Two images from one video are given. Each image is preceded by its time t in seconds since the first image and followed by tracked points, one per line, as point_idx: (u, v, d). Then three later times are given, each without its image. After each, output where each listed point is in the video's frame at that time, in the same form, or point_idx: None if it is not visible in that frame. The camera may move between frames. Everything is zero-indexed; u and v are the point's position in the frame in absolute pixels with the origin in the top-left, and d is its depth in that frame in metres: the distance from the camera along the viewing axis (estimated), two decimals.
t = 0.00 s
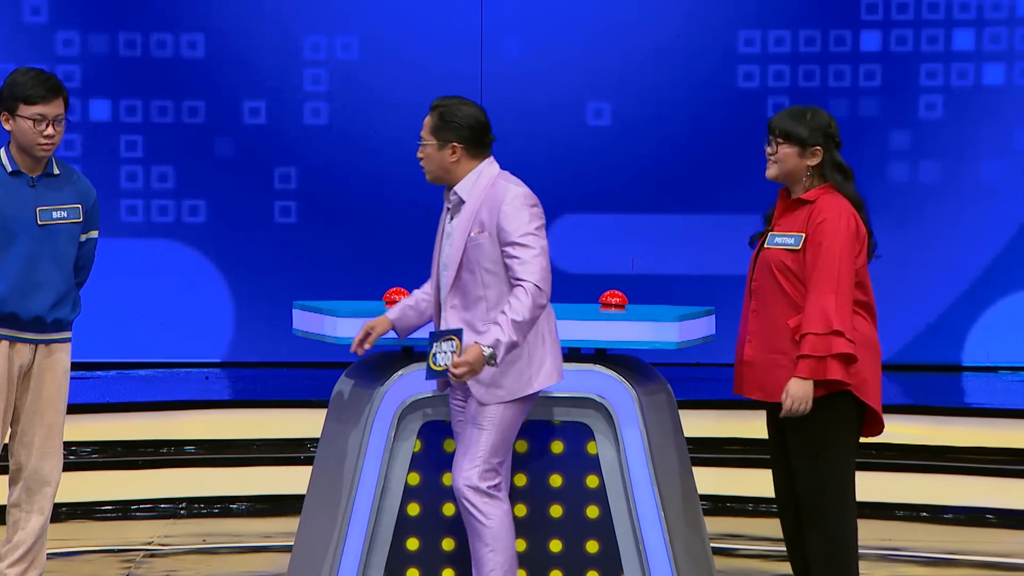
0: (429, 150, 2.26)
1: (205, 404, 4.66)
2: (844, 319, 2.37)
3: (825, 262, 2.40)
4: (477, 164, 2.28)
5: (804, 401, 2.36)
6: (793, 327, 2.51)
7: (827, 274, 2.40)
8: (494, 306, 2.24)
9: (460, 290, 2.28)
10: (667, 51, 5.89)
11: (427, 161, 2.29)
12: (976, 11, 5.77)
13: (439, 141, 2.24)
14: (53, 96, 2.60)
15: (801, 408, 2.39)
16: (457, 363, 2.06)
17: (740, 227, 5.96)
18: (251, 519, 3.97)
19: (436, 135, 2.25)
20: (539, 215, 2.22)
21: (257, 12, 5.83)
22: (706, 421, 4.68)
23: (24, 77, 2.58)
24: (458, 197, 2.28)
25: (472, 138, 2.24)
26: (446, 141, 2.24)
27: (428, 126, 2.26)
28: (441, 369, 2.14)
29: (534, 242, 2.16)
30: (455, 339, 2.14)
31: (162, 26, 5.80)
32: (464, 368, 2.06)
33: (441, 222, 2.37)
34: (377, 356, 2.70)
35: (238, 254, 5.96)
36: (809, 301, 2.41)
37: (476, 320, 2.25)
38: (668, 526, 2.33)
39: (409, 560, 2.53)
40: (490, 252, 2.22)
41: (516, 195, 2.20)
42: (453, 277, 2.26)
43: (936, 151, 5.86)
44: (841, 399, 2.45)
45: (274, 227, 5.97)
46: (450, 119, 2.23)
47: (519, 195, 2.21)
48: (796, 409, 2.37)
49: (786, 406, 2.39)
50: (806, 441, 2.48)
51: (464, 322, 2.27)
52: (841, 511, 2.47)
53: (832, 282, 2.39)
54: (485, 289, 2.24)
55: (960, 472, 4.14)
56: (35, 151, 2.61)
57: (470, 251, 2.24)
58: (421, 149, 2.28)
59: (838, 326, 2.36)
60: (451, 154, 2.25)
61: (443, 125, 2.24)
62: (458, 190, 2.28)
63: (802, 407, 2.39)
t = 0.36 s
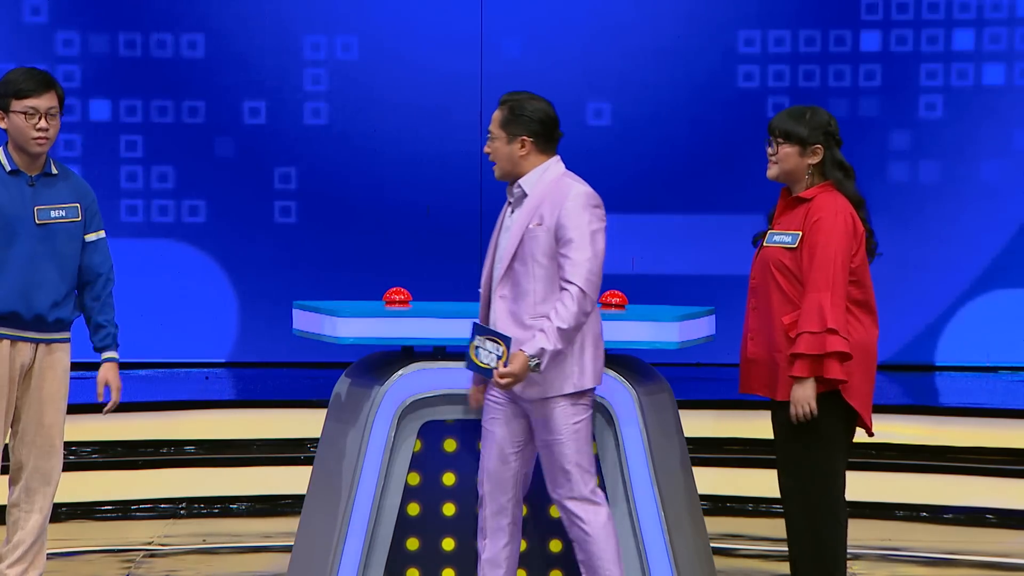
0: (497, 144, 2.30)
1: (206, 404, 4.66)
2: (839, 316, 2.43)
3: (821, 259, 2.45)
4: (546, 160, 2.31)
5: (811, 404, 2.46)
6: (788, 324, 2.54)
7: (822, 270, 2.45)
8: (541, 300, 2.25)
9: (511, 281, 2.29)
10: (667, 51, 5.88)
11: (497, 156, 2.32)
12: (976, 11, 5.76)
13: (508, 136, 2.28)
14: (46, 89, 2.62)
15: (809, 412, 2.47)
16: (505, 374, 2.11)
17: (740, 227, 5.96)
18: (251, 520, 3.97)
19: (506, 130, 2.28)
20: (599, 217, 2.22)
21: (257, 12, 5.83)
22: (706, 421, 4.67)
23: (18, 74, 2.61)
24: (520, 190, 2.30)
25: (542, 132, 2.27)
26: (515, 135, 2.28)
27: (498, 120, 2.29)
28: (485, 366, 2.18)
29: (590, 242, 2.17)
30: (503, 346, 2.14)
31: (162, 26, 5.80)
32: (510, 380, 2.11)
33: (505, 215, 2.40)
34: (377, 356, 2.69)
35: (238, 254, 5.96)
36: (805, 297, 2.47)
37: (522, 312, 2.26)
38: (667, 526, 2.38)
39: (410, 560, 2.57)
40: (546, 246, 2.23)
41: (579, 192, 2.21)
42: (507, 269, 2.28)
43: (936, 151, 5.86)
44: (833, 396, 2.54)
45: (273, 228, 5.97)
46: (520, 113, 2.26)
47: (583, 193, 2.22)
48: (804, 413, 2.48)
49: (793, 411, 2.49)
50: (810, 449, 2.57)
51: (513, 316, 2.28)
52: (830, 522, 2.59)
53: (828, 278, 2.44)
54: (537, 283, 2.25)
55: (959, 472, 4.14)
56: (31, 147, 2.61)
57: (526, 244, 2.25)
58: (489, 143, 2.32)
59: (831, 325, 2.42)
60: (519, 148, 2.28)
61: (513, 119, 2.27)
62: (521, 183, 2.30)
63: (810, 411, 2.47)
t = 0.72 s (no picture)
0: (527, 142, 2.38)
1: (206, 404, 4.66)
2: (839, 317, 2.43)
3: (822, 259, 2.46)
4: (573, 160, 2.39)
5: (805, 404, 2.47)
6: (787, 323, 2.54)
7: (823, 271, 2.45)
8: (577, 302, 2.32)
9: (546, 284, 2.36)
10: (667, 51, 5.88)
11: (526, 154, 2.40)
12: (976, 11, 5.76)
13: (538, 134, 2.36)
14: (51, 85, 2.63)
15: (806, 412, 2.48)
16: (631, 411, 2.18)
17: (739, 227, 5.96)
18: (251, 520, 3.97)
19: (536, 129, 2.36)
20: (632, 218, 2.31)
21: (257, 12, 5.84)
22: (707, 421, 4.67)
23: (23, 74, 2.63)
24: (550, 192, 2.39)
25: (571, 132, 2.36)
26: (545, 133, 2.35)
27: (527, 119, 2.37)
28: (602, 414, 2.19)
29: (627, 244, 2.27)
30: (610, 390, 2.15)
31: (163, 26, 5.80)
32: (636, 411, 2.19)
33: (530, 218, 2.47)
34: (377, 356, 2.69)
35: (238, 254, 5.96)
36: (805, 297, 2.47)
37: (559, 314, 2.33)
38: (667, 525, 2.46)
39: (409, 561, 2.57)
40: (581, 248, 2.32)
41: (611, 194, 2.30)
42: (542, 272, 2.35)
43: (936, 151, 5.85)
44: (832, 397, 2.54)
45: (273, 228, 5.97)
46: (550, 112, 2.34)
47: (615, 195, 2.31)
48: (801, 414, 2.48)
49: (791, 412, 2.50)
50: (814, 447, 2.56)
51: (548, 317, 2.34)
52: (835, 519, 2.58)
53: (828, 278, 2.44)
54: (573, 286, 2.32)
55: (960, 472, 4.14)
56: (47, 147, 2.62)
57: (560, 246, 2.33)
58: (519, 141, 2.40)
59: (830, 325, 2.42)
60: (548, 147, 2.36)
61: (544, 118, 2.35)
62: (551, 187, 2.38)
63: (807, 412, 2.48)
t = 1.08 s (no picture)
0: (519, 145, 2.36)
1: (206, 404, 4.67)
2: (839, 317, 2.43)
3: (823, 258, 2.46)
4: (567, 160, 2.39)
5: (805, 405, 2.46)
6: (788, 323, 2.54)
7: (824, 270, 2.45)
8: (576, 301, 2.33)
9: (545, 284, 2.37)
10: (667, 51, 5.88)
11: (517, 157, 2.39)
12: (975, 12, 5.76)
13: (531, 137, 2.35)
14: (71, 95, 2.65)
15: (806, 412, 2.47)
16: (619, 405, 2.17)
17: (740, 227, 5.95)
18: (251, 520, 3.97)
19: (529, 131, 2.35)
20: (628, 217, 2.33)
21: (256, 12, 5.84)
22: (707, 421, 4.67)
23: (43, 82, 2.65)
24: (545, 193, 2.39)
25: (564, 133, 2.35)
26: (537, 136, 2.35)
27: (520, 121, 2.36)
28: (583, 404, 2.18)
29: (625, 243, 2.28)
30: (603, 381, 2.15)
31: (163, 26, 5.80)
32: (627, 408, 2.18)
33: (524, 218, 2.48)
34: (377, 356, 2.69)
35: (238, 254, 5.96)
36: (806, 297, 2.47)
37: (560, 314, 2.34)
38: (666, 525, 2.46)
39: (409, 561, 2.57)
40: (579, 248, 2.33)
41: (607, 194, 2.31)
42: (541, 273, 2.36)
43: (936, 151, 5.86)
44: (833, 396, 2.54)
45: (273, 228, 5.97)
46: (542, 114, 2.33)
47: (612, 194, 2.32)
48: (801, 414, 2.47)
49: (792, 412, 2.49)
50: (818, 447, 2.56)
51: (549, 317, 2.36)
52: (839, 519, 2.58)
53: (829, 278, 2.45)
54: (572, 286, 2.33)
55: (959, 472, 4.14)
56: (65, 156, 2.64)
57: (558, 246, 2.34)
58: (510, 144, 2.38)
59: (830, 325, 2.42)
60: (541, 149, 2.36)
61: (536, 121, 2.34)
62: (545, 187, 2.39)
63: (807, 412, 2.47)
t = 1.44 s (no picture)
0: (539, 144, 2.38)
1: (206, 404, 4.67)
2: (842, 316, 2.44)
3: (826, 258, 2.46)
4: (585, 155, 2.42)
5: (809, 404, 2.47)
6: (789, 322, 2.54)
7: (827, 270, 2.45)
8: (580, 296, 2.34)
9: (550, 277, 2.38)
10: (666, 51, 5.88)
11: (537, 157, 2.40)
12: (975, 11, 5.76)
13: (551, 135, 2.37)
14: (77, 86, 2.62)
15: (807, 412, 2.47)
16: (573, 395, 2.25)
17: (739, 227, 5.96)
18: (250, 520, 3.97)
19: (547, 130, 2.37)
20: (637, 215, 2.35)
21: (256, 12, 5.83)
22: (707, 420, 4.67)
23: (46, 74, 2.61)
24: (558, 189, 2.41)
25: (581, 127, 2.39)
26: (557, 132, 2.37)
27: (537, 121, 2.37)
28: (546, 382, 2.30)
29: (632, 240, 2.30)
30: (564, 366, 2.25)
31: (164, 26, 5.80)
32: (578, 399, 2.25)
33: (535, 212, 2.49)
34: (378, 356, 2.70)
35: (238, 254, 5.96)
36: (808, 296, 2.47)
37: (562, 307, 2.35)
38: (667, 525, 2.46)
39: (408, 561, 2.57)
40: (586, 243, 2.34)
41: (620, 190, 2.33)
42: (546, 264, 2.37)
43: (936, 151, 5.85)
44: (833, 397, 2.54)
45: (273, 227, 5.97)
46: (559, 111, 2.36)
47: (623, 192, 2.34)
48: (803, 413, 2.48)
49: (793, 412, 2.50)
50: (818, 448, 2.56)
51: (552, 310, 2.36)
52: (839, 521, 2.58)
53: (832, 277, 2.45)
54: (576, 280, 2.34)
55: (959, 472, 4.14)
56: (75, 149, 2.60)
57: (565, 239, 2.35)
58: (529, 144, 2.40)
59: (833, 324, 2.42)
60: (561, 145, 2.38)
61: (555, 118, 2.37)
62: (558, 182, 2.41)
63: (809, 412, 2.48)
